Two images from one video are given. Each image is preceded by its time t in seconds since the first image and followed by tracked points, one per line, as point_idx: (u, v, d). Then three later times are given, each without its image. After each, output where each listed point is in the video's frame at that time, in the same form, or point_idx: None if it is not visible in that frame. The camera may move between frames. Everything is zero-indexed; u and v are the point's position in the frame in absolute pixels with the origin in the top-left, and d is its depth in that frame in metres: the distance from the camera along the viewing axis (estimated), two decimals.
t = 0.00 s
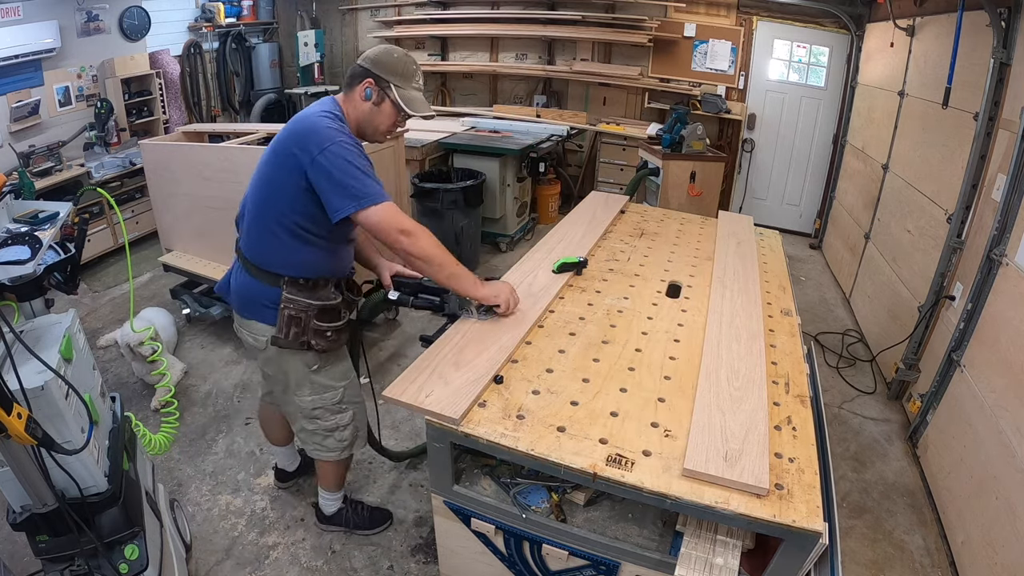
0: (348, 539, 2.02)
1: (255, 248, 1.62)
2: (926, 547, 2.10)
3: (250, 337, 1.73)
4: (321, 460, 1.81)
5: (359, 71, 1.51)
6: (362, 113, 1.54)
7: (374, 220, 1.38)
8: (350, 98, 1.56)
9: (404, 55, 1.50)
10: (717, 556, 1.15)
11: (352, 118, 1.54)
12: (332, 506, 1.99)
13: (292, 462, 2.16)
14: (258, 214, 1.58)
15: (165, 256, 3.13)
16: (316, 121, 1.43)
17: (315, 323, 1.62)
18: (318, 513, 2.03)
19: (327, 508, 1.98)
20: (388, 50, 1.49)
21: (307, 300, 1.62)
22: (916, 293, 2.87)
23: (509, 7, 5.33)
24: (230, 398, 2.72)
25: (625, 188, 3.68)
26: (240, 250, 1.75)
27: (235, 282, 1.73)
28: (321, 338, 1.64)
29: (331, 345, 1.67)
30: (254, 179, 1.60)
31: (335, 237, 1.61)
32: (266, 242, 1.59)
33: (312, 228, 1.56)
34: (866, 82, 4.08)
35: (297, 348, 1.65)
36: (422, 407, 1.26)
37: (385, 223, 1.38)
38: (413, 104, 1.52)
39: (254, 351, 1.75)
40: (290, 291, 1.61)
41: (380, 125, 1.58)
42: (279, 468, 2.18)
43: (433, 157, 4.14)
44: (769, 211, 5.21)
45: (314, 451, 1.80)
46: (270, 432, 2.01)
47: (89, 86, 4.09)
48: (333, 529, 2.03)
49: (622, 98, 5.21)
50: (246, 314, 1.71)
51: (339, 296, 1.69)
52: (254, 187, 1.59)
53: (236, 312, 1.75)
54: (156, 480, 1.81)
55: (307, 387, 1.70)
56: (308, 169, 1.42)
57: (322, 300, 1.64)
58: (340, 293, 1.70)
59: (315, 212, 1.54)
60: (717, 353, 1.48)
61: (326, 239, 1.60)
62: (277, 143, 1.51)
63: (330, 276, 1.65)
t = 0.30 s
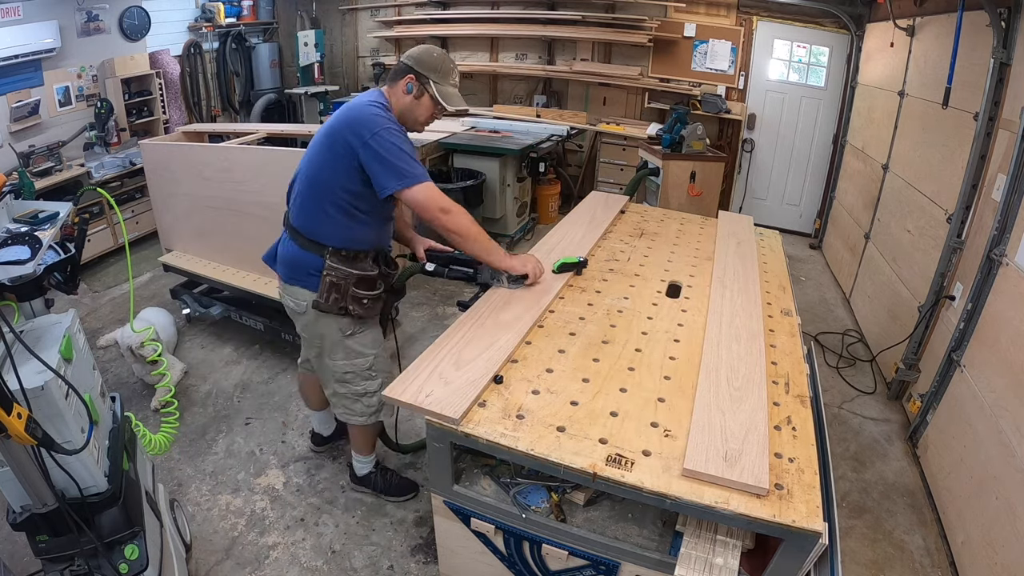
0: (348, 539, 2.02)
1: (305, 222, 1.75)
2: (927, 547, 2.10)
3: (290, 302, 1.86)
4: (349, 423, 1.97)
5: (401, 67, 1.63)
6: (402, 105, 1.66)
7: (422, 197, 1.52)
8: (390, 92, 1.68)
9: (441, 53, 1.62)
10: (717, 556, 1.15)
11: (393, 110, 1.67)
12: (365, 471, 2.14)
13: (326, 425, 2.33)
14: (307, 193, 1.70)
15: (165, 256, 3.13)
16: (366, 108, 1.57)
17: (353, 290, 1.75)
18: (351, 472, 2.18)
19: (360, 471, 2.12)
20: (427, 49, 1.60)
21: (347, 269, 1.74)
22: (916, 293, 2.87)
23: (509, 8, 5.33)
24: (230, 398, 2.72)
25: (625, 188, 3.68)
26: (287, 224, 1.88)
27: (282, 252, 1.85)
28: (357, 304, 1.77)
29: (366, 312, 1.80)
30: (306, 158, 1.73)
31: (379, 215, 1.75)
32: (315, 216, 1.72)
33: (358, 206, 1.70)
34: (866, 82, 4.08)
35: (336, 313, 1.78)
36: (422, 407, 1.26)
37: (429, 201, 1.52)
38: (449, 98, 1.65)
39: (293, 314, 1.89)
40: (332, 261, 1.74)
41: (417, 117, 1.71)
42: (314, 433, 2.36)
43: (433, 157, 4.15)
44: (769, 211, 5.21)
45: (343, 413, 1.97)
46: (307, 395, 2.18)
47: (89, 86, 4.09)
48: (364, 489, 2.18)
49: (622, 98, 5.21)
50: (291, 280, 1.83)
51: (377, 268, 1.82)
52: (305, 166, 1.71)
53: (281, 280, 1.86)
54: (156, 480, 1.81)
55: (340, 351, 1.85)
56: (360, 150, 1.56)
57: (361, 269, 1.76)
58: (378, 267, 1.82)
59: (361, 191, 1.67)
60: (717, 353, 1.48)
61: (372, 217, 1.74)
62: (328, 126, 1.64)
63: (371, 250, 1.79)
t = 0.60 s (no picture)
0: (348, 539, 2.02)
1: (298, 221, 1.73)
2: (927, 547, 2.10)
3: (280, 300, 1.85)
4: (343, 418, 1.96)
5: (401, 72, 1.63)
6: (400, 109, 1.66)
7: (418, 200, 1.52)
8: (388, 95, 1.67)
9: (440, 59, 1.63)
10: (717, 556, 1.15)
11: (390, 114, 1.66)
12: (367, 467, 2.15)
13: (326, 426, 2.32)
14: (302, 193, 1.69)
15: (166, 256, 3.13)
16: (363, 111, 1.57)
17: (341, 288, 1.75)
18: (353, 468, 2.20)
19: (362, 467, 2.14)
20: (427, 55, 1.62)
21: (336, 266, 1.74)
22: (916, 293, 2.87)
23: (509, 7, 5.33)
24: (230, 398, 2.72)
25: (625, 188, 3.68)
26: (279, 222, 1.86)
27: (272, 249, 1.84)
28: (346, 302, 1.77)
29: (355, 310, 1.80)
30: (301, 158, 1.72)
31: (374, 217, 1.75)
32: (309, 216, 1.71)
33: (354, 207, 1.69)
34: (866, 82, 4.08)
35: (325, 311, 1.78)
36: (422, 407, 1.26)
37: (427, 202, 1.52)
38: (447, 102, 1.65)
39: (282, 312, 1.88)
40: (322, 259, 1.74)
41: (415, 122, 1.71)
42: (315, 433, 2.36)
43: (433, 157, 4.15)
44: (770, 211, 5.21)
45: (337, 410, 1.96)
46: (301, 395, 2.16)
47: (89, 86, 4.09)
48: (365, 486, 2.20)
49: (622, 98, 5.21)
50: (280, 278, 1.82)
51: (367, 266, 1.81)
52: (299, 165, 1.70)
53: (272, 278, 1.86)
54: (156, 480, 1.81)
55: (331, 348, 1.84)
56: (357, 152, 1.55)
57: (351, 267, 1.76)
58: (367, 265, 1.81)
59: (358, 192, 1.66)
60: (717, 353, 1.48)
61: (367, 219, 1.74)
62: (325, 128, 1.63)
63: (364, 251, 1.79)
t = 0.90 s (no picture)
0: (348, 539, 2.02)
1: (343, 205, 1.91)
2: (927, 547, 2.10)
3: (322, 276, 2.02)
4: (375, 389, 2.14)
5: (436, 70, 1.82)
6: (435, 104, 1.85)
7: (456, 183, 1.72)
8: (423, 91, 1.87)
9: (472, 60, 1.82)
10: (716, 556, 1.15)
11: (428, 108, 1.86)
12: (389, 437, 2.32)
13: (355, 400, 2.50)
14: (346, 180, 1.87)
15: (166, 256, 3.13)
16: (404, 103, 1.76)
17: (382, 266, 1.93)
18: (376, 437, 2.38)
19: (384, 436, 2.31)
20: (461, 56, 1.80)
21: (377, 246, 1.92)
22: (916, 293, 2.87)
23: (509, 7, 5.34)
24: (230, 398, 2.72)
25: (625, 188, 3.68)
26: (321, 206, 2.04)
27: (316, 230, 2.01)
28: (386, 279, 1.96)
29: (394, 286, 1.99)
30: (345, 148, 1.90)
31: (412, 202, 1.94)
32: (353, 200, 1.89)
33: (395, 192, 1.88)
34: (866, 82, 4.08)
35: (366, 287, 1.96)
36: (422, 407, 1.26)
37: (463, 185, 1.72)
38: (478, 100, 1.85)
39: (324, 287, 2.06)
40: (365, 239, 1.91)
41: (448, 115, 1.91)
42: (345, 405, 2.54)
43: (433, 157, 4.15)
44: (770, 211, 5.21)
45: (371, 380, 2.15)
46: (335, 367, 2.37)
47: (89, 86, 4.09)
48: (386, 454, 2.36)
49: (622, 98, 5.21)
50: (324, 256, 1.99)
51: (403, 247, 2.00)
52: (344, 154, 1.89)
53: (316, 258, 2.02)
54: (156, 480, 1.81)
55: (369, 322, 2.03)
56: (399, 140, 1.74)
57: (390, 247, 1.95)
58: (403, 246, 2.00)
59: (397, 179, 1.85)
60: (717, 352, 1.48)
61: (406, 203, 1.92)
62: (367, 120, 1.82)
63: (401, 233, 1.98)
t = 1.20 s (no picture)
0: (348, 539, 2.02)
1: (381, 196, 2.09)
2: (926, 547, 2.10)
3: (361, 268, 2.23)
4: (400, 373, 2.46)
5: (455, 57, 2.02)
6: (459, 88, 2.06)
7: (496, 172, 1.91)
8: (445, 78, 2.06)
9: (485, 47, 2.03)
10: (717, 556, 1.15)
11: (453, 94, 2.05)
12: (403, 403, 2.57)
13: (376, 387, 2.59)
14: (386, 171, 2.03)
15: (165, 256, 3.13)
16: (437, 98, 1.91)
17: (424, 257, 2.15)
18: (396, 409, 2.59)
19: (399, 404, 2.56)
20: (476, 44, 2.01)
21: (418, 237, 2.13)
22: (916, 293, 2.87)
23: (509, 7, 5.34)
24: (231, 398, 2.72)
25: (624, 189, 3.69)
26: (353, 196, 2.19)
27: (353, 220, 2.18)
28: (427, 267, 2.18)
29: (432, 274, 2.22)
30: (376, 140, 2.04)
31: (442, 187, 2.14)
32: (391, 190, 2.07)
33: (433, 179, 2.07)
34: (866, 82, 4.08)
35: (409, 276, 2.18)
36: (422, 407, 1.26)
37: (501, 171, 1.90)
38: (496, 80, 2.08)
39: (359, 277, 2.27)
40: (406, 230, 2.11)
41: (469, 98, 2.11)
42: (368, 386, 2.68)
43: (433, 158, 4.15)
44: (770, 211, 5.21)
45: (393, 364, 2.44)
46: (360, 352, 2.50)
47: (89, 86, 4.10)
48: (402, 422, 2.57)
49: (622, 98, 5.21)
50: (365, 245, 2.18)
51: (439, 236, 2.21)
52: (377, 148, 2.03)
53: (353, 243, 2.20)
54: (156, 480, 1.81)
55: (402, 311, 2.30)
56: (438, 135, 1.92)
57: (430, 237, 2.16)
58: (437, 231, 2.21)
59: (436, 167, 2.04)
60: (717, 352, 1.48)
61: (437, 188, 2.12)
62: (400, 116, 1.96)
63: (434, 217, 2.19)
